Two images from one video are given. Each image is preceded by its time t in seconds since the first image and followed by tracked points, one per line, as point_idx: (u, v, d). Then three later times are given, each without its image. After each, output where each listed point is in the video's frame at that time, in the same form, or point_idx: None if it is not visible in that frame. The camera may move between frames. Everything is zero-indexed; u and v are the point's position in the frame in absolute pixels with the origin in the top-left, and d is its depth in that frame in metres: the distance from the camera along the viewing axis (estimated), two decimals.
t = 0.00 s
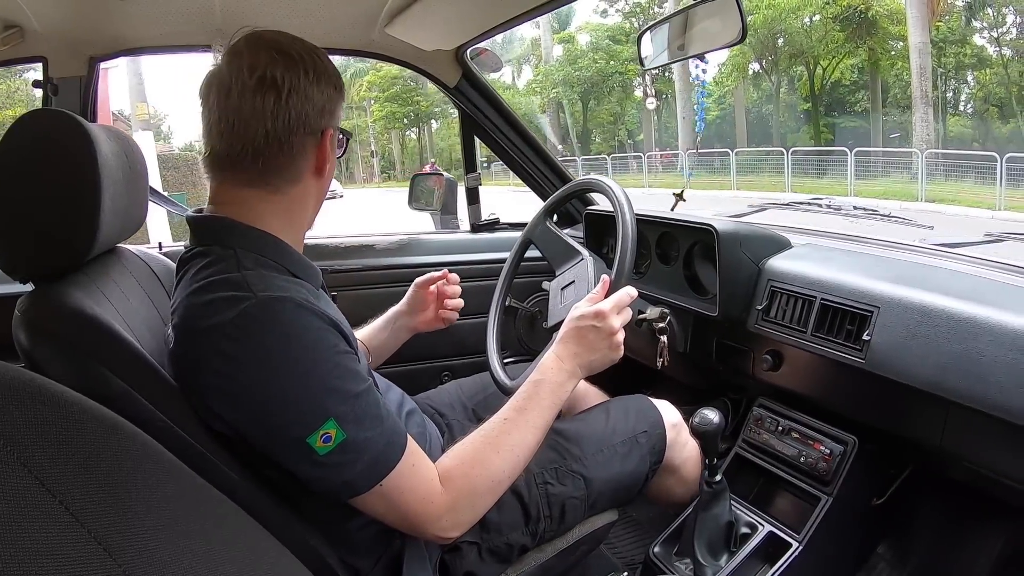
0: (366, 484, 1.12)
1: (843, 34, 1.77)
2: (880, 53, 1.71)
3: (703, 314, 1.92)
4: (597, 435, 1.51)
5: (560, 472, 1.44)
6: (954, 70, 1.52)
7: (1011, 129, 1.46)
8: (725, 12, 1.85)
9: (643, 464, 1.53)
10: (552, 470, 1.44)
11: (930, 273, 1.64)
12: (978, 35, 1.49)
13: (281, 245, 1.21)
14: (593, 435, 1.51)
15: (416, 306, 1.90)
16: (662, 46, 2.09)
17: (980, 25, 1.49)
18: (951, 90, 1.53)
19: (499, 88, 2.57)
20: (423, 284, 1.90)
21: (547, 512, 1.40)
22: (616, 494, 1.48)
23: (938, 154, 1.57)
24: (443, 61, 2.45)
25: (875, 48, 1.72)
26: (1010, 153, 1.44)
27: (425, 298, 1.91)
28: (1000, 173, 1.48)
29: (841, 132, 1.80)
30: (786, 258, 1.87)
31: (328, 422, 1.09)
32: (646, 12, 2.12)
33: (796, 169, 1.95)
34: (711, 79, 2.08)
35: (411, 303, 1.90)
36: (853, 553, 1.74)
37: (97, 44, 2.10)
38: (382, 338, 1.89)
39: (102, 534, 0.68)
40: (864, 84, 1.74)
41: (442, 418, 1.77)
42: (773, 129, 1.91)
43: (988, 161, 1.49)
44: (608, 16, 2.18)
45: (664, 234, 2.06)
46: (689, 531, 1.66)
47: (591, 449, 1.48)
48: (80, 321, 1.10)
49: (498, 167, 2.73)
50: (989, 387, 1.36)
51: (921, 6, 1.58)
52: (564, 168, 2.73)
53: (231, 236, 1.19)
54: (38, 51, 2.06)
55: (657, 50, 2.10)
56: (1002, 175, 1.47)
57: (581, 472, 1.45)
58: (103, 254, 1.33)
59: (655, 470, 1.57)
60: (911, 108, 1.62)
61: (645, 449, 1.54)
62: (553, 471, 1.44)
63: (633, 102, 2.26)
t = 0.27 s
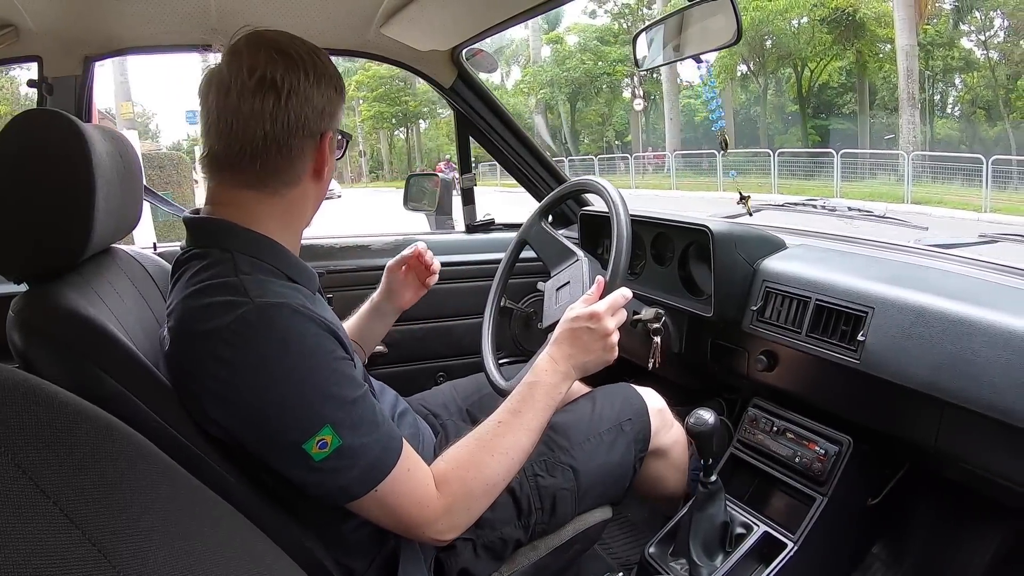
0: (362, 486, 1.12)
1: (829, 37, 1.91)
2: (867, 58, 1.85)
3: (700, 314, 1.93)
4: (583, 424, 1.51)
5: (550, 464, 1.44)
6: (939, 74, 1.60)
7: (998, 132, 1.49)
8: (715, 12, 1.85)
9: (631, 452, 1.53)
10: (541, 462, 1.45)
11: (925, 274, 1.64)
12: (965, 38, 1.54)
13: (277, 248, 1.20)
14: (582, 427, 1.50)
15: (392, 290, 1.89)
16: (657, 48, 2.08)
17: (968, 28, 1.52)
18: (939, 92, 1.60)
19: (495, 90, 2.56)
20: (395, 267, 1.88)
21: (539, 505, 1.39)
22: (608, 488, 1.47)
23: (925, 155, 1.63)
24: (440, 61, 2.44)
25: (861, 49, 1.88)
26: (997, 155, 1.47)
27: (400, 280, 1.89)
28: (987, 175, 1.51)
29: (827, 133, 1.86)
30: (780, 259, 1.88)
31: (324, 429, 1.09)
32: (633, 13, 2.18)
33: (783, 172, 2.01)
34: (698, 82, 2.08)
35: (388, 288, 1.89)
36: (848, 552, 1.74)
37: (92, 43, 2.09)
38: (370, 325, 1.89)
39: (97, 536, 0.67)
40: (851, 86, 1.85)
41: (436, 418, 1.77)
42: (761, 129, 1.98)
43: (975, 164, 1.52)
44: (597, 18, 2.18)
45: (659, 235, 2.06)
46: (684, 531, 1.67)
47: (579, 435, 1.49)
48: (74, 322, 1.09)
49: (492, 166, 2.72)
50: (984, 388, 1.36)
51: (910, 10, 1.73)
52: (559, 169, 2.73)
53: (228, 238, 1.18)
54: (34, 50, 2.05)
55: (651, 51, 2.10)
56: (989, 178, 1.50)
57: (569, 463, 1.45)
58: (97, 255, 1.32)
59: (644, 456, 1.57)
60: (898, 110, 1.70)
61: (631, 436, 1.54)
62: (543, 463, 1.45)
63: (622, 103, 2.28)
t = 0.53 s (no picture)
0: (360, 487, 1.12)
1: (819, 39, 1.78)
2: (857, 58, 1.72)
3: (696, 315, 1.92)
4: (581, 426, 1.51)
5: (548, 466, 1.44)
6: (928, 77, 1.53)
7: (986, 134, 1.44)
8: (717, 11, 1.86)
9: (628, 453, 1.53)
10: (539, 463, 1.45)
11: (921, 274, 1.64)
12: (954, 41, 1.48)
13: (274, 247, 1.20)
14: (579, 427, 1.51)
15: (388, 284, 1.89)
16: (654, 47, 2.08)
17: (957, 31, 1.46)
18: (927, 96, 1.54)
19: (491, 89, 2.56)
20: (389, 261, 1.88)
21: (536, 505, 1.40)
22: (605, 487, 1.48)
23: (912, 157, 1.60)
24: (437, 60, 2.44)
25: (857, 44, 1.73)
26: (983, 157, 1.43)
27: (395, 274, 1.89)
28: (974, 176, 1.47)
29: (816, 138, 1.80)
30: (777, 259, 1.88)
31: (319, 429, 1.08)
32: (622, 14, 2.17)
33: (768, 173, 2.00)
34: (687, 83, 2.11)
35: (383, 284, 1.88)
36: (845, 552, 1.74)
37: (88, 42, 2.08)
38: (359, 324, 1.88)
39: (93, 536, 0.67)
40: (840, 88, 1.75)
41: (434, 418, 1.77)
42: (749, 131, 1.95)
43: (961, 165, 1.48)
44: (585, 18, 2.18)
45: (656, 235, 2.06)
46: (681, 531, 1.67)
47: (575, 438, 1.49)
48: (70, 322, 1.09)
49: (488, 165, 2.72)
50: (980, 387, 1.37)
51: (897, 12, 1.61)
52: (557, 169, 2.73)
53: (225, 238, 1.18)
54: (29, 49, 2.04)
55: (647, 50, 2.11)
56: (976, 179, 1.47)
57: (567, 463, 1.45)
58: (94, 255, 1.32)
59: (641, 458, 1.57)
60: (886, 112, 1.64)
61: (627, 437, 1.54)
62: (541, 464, 1.45)
63: (610, 104, 2.29)
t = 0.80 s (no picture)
0: (359, 487, 1.12)
1: (807, 40, 1.77)
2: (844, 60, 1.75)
3: (694, 314, 1.92)
4: (576, 422, 1.51)
5: (544, 460, 1.44)
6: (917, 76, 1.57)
7: (974, 136, 1.48)
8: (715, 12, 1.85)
9: (622, 448, 1.53)
10: (534, 457, 1.45)
11: (920, 274, 1.64)
12: (943, 43, 1.49)
13: (271, 247, 1.20)
14: (575, 424, 1.51)
15: (393, 288, 1.88)
16: (653, 47, 2.08)
17: (946, 34, 1.48)
18: (916, 97, 1.57)
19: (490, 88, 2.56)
20: (396, 265, 1.87)
21: (533, 501, 1.39)
22: (604, 486, 1.48)
23: (900, 159, 1.64)
24: (435, 59, 2.44)
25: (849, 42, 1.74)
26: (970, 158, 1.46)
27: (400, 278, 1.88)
28: (961, 178, 1.50)
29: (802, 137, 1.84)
30: (775, 259, 1.88)
31: (319, 430, 1.08)
32: (612, 15, 2.18)
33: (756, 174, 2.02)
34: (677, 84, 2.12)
35: (388, 287, 1.87)
36: (843, 551, 1.74)
37: (86, 40, 2.08)
38: (365, 325, 1.89)
39: (92, 536, 0.67)
40: (830, 90, 1.77)
41: (432, 417, 1.77)
42: (738, 131, 1.95)
43: (949, 167, 1.52)
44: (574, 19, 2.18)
45: (654, 234, 2.06)
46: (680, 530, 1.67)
47: (569, 432, 1.49)
48: (68, 322, 1.09)
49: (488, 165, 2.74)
50: (978, 387, 1.37)
51: (886, 14, 1.62)
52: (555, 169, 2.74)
53: (223, 238, 1.18)
54: (27, 47, 2.04)
55: (646, 50, 2.11)
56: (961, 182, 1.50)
57: (562, 458, 1.45)
58: (92, 254, 1.32)
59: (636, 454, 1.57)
60: (874, 114, 1.68)
61: (621, 432, 1.54)
62: (536, 458, 1.45)
63: (600, 105, 2.33)
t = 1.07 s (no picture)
0: (357, 485, 1.12)
1: (796, 42, 1.80)
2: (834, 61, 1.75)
3: (692, 313, 1.92)
4: (575, 422, 1.51)
5: (542, 460, 1.44)
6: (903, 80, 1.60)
7: (961, 138, 1.49)
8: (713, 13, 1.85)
9: (621, 448, 1.53)
10: (534, 458, 1.45)
11: (917, 273, 1.64)
12: (932, 46, 1.53)
13: (268, 247, 1.20)
14: (574, 424, 1.51)
15: (379, 257, 1.88)
16: (653, 46, 2.07)
17: (935, 36, 1.51)
18: (905, 99, 1.60)
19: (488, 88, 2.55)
20: (377, 235, 1.87)
21: (531, 500, 1.39)
22: (600, 484, 1.48)
23: (889, 160, 1.67)
24: (434, 59, 2.43)
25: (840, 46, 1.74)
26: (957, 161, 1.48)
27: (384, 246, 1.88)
28: (948, 180, 1.52)
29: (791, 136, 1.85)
30: (772, 258, 1.88)
31: (310, 423, 1.08)
32: (601, 16, 2.23)
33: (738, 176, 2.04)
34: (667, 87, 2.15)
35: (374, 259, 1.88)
36: (840, 550, 1.75)
37: (84, 38, 2.07)
38: (361, 299, 1.89)
39: (89, 535, 0.67)
40: (818, 91, 1.80)
41: (430, 416, 1.77)
42: (726, 133, 1.98)
43: (936, 169, 1.54)
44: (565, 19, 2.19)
45: (652, 233, 2.06)
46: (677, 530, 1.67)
47: (568, 432, 1.49)
48: (65, 320, 1.09)
49: (483, 165, 2.74)
50: (976, 386, 1.37)
51: (874, 15, 1.66)
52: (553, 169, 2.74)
53: (216, 236, 1.19)
54: (24, 45, 2.03)
55: (644, 50, 2.11)
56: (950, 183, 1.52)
57: (561, 457, 1.45)
58: (89, 253, 1.32)
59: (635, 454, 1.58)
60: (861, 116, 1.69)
61: (620, 432, 1.54)
62: (535, 458, 1.45)
63: (588, 106, 2.37)
